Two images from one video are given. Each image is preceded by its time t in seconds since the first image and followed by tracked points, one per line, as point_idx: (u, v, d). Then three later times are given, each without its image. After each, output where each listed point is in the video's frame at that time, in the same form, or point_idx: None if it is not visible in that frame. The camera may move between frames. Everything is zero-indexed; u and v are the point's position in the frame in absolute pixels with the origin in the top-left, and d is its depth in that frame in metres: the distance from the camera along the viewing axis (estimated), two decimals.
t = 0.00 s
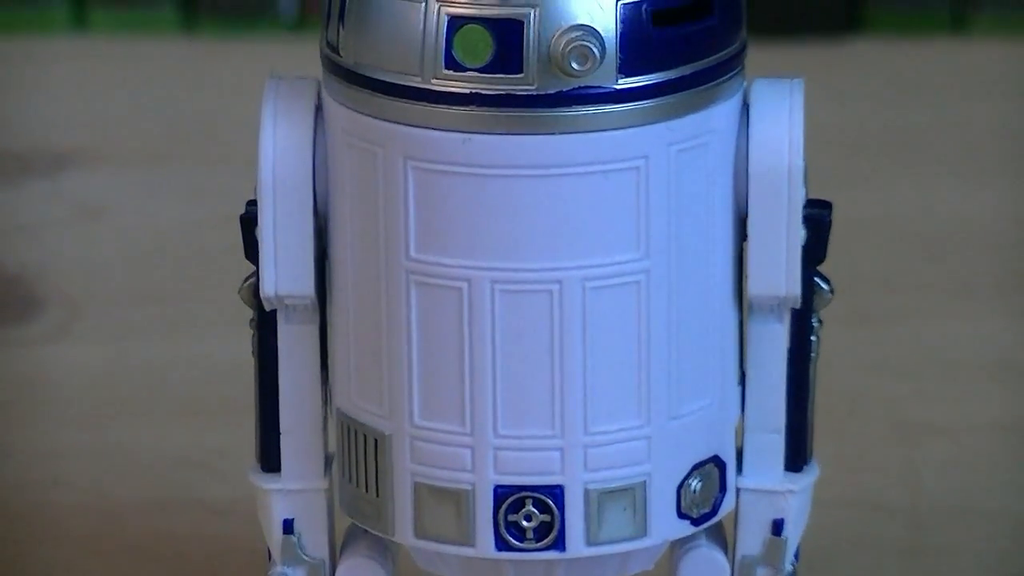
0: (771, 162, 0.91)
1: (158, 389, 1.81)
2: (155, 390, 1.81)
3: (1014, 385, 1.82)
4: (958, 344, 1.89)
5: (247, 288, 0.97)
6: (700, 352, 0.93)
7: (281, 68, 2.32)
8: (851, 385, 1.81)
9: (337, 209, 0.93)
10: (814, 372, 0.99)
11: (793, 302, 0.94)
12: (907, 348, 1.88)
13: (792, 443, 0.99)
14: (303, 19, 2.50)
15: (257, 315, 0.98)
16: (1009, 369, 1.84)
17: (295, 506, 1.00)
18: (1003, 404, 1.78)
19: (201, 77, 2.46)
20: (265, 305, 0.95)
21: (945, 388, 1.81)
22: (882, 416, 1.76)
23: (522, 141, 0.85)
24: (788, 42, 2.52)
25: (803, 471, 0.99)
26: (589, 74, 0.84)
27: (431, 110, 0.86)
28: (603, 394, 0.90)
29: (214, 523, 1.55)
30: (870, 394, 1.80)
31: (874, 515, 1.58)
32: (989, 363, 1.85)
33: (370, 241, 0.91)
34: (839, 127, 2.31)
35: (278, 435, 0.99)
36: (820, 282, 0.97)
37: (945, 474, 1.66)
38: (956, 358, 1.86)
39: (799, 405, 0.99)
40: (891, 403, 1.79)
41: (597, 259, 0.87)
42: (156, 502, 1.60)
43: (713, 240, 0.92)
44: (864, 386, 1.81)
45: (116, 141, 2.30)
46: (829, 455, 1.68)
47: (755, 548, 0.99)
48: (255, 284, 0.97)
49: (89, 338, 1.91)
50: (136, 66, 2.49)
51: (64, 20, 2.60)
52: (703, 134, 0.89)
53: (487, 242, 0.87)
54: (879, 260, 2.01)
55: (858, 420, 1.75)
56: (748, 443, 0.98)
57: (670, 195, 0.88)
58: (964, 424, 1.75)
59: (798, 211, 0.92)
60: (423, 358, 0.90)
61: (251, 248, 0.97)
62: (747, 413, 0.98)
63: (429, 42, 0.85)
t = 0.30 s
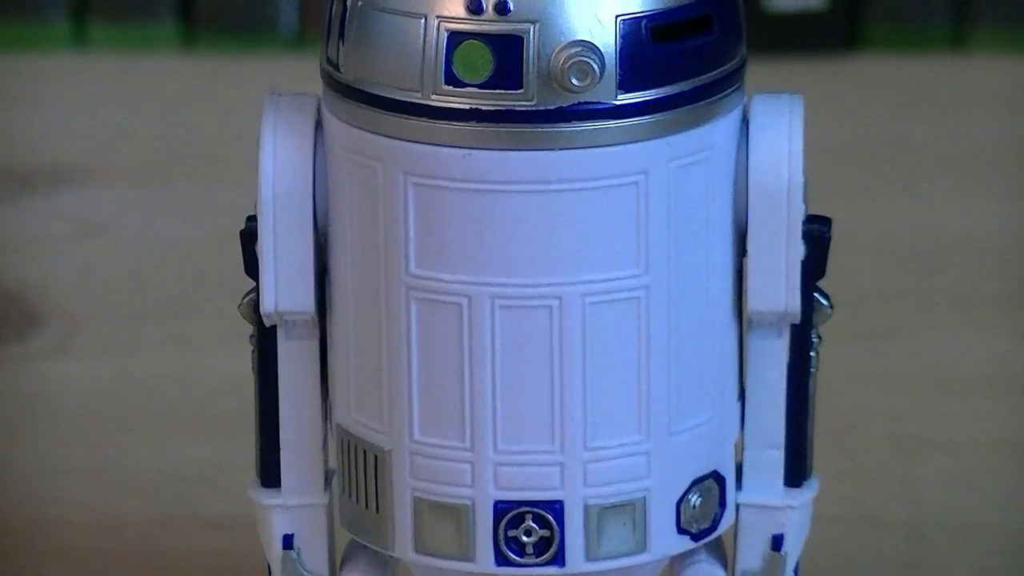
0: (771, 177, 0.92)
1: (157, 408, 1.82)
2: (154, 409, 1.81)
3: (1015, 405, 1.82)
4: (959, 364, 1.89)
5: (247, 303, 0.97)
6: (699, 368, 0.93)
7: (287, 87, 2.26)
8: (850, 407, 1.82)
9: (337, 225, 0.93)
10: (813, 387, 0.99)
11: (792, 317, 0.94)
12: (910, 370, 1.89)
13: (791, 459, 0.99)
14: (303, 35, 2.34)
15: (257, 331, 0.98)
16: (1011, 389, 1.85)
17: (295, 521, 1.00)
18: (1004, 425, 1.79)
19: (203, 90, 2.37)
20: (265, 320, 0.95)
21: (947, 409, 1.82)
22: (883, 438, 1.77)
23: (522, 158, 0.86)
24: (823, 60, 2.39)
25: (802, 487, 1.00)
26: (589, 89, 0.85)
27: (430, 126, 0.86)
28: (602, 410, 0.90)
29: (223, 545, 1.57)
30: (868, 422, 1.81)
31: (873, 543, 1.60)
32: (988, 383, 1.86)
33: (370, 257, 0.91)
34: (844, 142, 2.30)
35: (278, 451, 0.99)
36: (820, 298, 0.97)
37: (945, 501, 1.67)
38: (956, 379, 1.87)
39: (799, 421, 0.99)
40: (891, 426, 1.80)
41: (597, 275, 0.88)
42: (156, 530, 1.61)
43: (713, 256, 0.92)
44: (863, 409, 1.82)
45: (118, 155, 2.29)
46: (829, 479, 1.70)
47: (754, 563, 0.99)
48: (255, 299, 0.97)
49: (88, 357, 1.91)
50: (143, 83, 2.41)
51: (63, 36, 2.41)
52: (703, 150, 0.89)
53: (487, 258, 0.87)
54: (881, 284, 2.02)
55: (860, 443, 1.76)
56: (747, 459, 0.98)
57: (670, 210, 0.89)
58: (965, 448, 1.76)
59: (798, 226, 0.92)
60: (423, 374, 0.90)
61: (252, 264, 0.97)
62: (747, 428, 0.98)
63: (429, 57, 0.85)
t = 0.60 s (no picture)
0: (770, 192, 0.92)
1: (157, 423, 1.82)
2: (155, 425, 1.82)
3: (1013, 418, 1.83)
4: (958, 378, 1.90)
5: (247, 318, 0.97)
6: (699, 382, 0.93)
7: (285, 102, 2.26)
8: (850, 426, 1.83)
9: (337, 240, 0.93)
10: (813, 401, 0.99)
11: (792, 332, 0.94)
12: (910, 384, 1.90)
13: (791, 473, 0.99)
14: (304, 52, 2.35)
15: (257, 346, 0.98)
16: (1010, 403, 1.85)
17: (296, 536, 1.00)
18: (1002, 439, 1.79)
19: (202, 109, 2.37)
20: (265, 335, 0.96)
21: (946, 422, 1.83)
22: (883, 456, 1.78)
23: (522, 172, 0.86)
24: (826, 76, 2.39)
25: (802, 501, 1.00)
26: (589, 104, 0.85)
27: (430, 141, 0.86)
28: (602, 425, 0.90)
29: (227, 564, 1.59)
30: (868, 438, 1.81)
31: (873, 567, 1.62)
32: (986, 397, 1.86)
33: (370, 271, 0.91)
34: (844, 155, 2.30)
35: (278, 465, 0.99)
36: (819, 313, 0.97)
37: (943, 522, 1.69)
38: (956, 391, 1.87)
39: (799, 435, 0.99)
40: (891, 443, 1.80)
41: (596, 290, 0.88)
42: (157, 556, 1.62)
43: (712, 270, 0.92)
44: (863, 426, 1.83)
45: (116, 168, 2.29)
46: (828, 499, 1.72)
47: None
48: (255, 314, 0.97)
49: (88, 370, 1.92)
50: (138, 97, 2.40)
51: (64, 53, 2.40)
52: (703, 164, 0.90)
53: (487, 273, 0.87)
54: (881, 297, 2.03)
55: (859, 461, 1.77)
56: (747, 473, 0.98)
57: (669, 225, 0.89)
58: (964, 463, 1.77)
59: (798, 240, 0.92)
60: (423, 388, 0.90)
61: (251, 279, 0.97)
62: (747, 442, 0.98)
63: (429, 72, 0.85)
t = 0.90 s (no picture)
0: (770, 206, 0.92)
1: (159, 437, 1.82)
2: (157, 439, 1.82)
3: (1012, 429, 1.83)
4: (957, 390, 1.90)
5: (247, 332, 0.98)
6: (698, 396, 0.93)
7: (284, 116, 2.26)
8: (850, 437, 1.83)
9: (337, 254, 0.93)
10: (813, 414, 0.99)
11: (791, 346, 0.94)
12: (910, 396, 1.90)
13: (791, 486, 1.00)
14: (303, 67, 2.35)
15: (257, 359, 0.98)
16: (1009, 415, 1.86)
17: (295, 549, 1.00)
18: (998, 450, 1.80)
19: (202, 126, 2.37)
20: (265, 349, 0.96)
21: (945, 434, 1.83)
22: (884, 468, 1.78)
23: (522, 186, 0.86)
24: (827, 91, 2.38)
25: (802, 515, 1.00)
26: (589, 118, 0.85)
27: (430, 155, 0.86)
28: (602, 439, 0.90)
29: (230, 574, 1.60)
30: (868, 449, 1.81)
31: None
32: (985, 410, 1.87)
33: (370, 284, 0.91)
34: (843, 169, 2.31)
35: (278, 479, 1.00)
36: (819, 326, 0.97)
37: (944, 533, 1.70)
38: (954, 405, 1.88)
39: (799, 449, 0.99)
40: (891, 455, 1.81)
41: (596, 304, 0.88)
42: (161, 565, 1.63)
43: (712, 284, 0.92)
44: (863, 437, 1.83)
45: (115, 184, 2.29)
46: (827, 512, 1.72)
47: None
48: (255, 328, 0.98)
49: (90, 384, 1.92)
50: (137, 114, 2.40)
51: (63, 65, 2.38)
52: (702, 178, 0.90)
53: (487, 286, 0.87)
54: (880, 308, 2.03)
55: (859, 473, 1.78)
56: (747, 487, 0.98)
57: (669, 239, 0.89)
58: (964, 475, 1.77)
59: (798, 254, 0.92)
60: (423, 402, 0.90)
61: (252, 294, 0.97)
62: (746, 456, 0.98)
63: (429, 86, 0.85)
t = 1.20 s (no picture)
0: (769, 220, 0.92)
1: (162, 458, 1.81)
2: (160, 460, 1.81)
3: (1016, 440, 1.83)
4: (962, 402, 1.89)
5: (247, 347, 0.98)
6: (697, 410, 0.93)
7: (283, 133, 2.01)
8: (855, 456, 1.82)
9: (337, 269, 0.93)
10: (813, 428, 0.99)
11: (790, 359, 0.94)
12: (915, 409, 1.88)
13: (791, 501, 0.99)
14: (304, 81, 2.08)
15: (257, 374, 0.98)
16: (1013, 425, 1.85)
17: (295, 563, 1.00)
18: (1002, 462, 1.79)
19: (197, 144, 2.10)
20: (265, 363, 0.96)
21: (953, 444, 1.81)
22: (886, 493, 1.79)
23: (522, 201, 0.86)
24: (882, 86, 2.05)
25: (802, 530, 1.00)
26: (588, 132, 0.85)
27: (430, 169, 0.87)
28: (601, 453, 0.90)
29: None
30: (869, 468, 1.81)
31: None
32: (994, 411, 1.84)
33: (370, 298, 0.91)
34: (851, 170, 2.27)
35: (278, 493, 1.00)
36: (819, 340, 0.97)
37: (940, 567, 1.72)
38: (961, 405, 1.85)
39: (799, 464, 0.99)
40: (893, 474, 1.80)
41: (596, 318, 0.88)
42: None
43: (711, 298, 0.92)
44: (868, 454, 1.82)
45: (122, 199, 2.07)
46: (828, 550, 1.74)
47: None
48: (255, 342, 0.98)
49: (90, 397, 1.87)
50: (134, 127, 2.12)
51: (63, 82, 2.09)
52: (702, 193, 0.90)
53: (487, 300, 0.87)
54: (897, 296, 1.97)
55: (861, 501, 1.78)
56: (747, 501, 0.98)
57: (669, 253, 0.89)
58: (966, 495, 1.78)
59: (797, 268, 0.92)
60: (422, 416, 0.91)
61: (252, 309, 0.97)
62: (746, 470, 0.98)
63: (428, 100, 0.86)
